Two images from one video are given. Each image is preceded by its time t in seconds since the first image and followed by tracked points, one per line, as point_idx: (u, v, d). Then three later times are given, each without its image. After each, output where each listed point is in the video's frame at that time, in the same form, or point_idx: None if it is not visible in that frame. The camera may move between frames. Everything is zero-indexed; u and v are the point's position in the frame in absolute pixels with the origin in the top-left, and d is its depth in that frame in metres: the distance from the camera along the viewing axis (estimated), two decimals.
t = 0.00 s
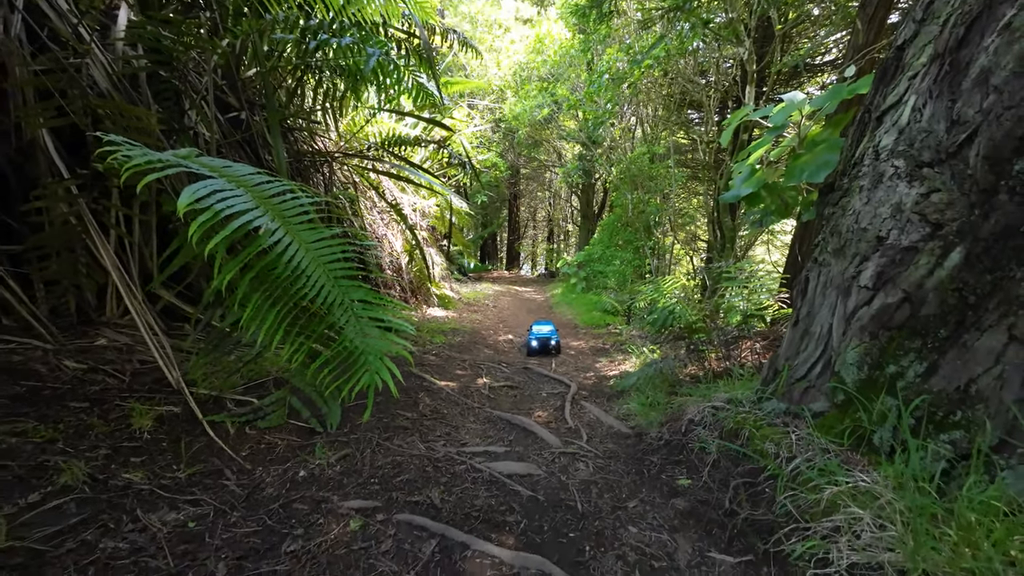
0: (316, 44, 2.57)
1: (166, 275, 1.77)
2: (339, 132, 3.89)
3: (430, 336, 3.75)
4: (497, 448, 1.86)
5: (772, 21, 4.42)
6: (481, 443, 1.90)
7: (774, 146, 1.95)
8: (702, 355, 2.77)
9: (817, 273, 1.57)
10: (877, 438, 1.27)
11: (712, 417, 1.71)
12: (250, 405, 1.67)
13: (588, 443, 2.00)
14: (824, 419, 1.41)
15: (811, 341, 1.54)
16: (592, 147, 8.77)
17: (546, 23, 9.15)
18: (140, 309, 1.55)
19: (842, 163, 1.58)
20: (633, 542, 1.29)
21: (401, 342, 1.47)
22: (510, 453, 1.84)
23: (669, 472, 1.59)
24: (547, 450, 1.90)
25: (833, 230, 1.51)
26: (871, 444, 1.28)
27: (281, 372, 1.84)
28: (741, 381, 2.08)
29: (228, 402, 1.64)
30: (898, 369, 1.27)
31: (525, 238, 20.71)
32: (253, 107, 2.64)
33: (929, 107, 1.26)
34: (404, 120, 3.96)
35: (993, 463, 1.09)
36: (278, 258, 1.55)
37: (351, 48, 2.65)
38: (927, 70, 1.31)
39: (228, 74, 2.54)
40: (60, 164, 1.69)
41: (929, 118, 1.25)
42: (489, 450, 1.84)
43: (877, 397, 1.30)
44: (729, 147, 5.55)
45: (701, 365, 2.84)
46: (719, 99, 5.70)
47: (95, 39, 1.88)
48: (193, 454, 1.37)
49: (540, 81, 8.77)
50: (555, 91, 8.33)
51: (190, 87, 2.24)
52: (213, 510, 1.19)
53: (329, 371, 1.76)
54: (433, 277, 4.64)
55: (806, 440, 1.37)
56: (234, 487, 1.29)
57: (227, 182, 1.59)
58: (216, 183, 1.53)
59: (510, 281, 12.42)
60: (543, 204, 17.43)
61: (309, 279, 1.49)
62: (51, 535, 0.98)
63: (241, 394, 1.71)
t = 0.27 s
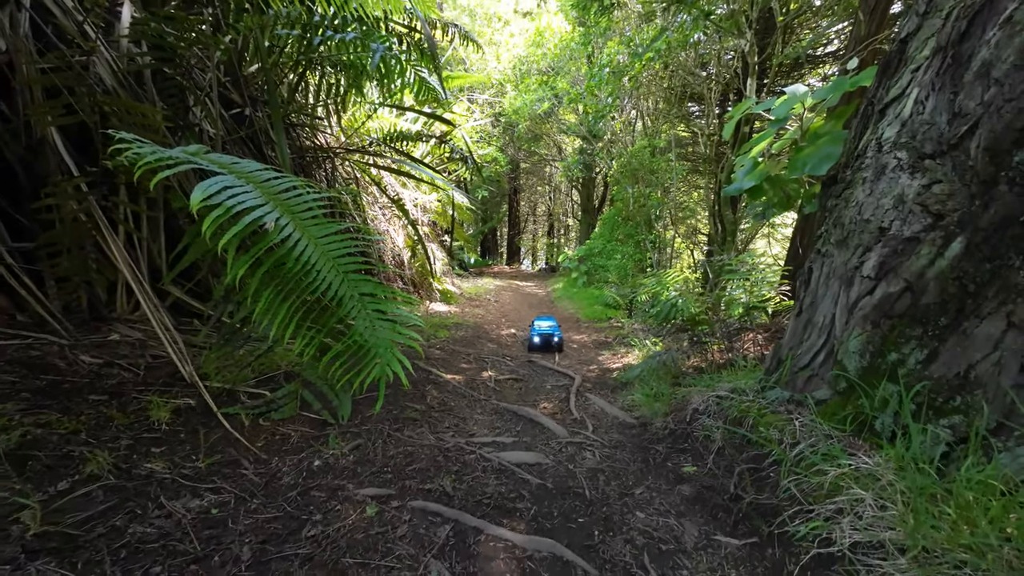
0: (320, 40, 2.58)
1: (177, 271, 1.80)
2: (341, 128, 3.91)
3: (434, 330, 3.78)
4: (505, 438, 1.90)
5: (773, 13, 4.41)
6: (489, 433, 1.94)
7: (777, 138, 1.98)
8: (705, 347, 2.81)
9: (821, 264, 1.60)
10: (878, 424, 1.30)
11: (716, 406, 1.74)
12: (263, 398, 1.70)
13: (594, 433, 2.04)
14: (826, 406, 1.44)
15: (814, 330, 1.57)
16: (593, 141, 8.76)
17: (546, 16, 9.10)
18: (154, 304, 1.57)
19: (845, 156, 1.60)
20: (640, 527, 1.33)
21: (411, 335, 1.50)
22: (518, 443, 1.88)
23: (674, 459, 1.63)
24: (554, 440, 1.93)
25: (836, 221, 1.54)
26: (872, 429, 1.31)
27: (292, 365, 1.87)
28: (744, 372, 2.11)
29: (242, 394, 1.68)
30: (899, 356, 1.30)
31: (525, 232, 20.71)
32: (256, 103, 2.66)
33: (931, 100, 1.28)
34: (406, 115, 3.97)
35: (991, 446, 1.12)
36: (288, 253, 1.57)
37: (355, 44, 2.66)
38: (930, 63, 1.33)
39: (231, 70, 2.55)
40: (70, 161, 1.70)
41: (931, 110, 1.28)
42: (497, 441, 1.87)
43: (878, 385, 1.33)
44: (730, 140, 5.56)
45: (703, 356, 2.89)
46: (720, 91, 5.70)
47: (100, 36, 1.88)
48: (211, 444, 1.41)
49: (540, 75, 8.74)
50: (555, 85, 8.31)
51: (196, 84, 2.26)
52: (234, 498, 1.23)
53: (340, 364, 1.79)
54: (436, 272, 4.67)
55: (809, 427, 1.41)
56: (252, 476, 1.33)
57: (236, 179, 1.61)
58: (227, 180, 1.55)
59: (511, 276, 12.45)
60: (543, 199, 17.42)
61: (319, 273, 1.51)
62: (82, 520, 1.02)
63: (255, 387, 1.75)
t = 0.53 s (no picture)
0: (324, 37, 2.58)
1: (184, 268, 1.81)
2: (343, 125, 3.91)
3: (438, 326, 3.80)
4: (511, 432, 1.92)
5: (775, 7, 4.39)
6: (495, 427, 1.95)
7: (780, 133, 1.97)
8: (708, 342, 2.83)
9: (826, 257, 1.61)
10: (884, 415, 1.32)
11: (720, 399, 1.76)
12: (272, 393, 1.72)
13: (599, 426, 2.06)
14: (832, 398, 1.45)
15: (819, 323, 1.58)
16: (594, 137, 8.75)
17: (546, 11, 9.06)
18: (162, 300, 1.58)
19: (850, 149, 1.61)
20: (648, 518, 1.34)
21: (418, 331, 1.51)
22: (524, 437, 1.90)
23: (680, 452, 1.65)
24: (559, 434, 1.95)
25: (842, 215, 1.54)
26: (877, 420, 1.33)
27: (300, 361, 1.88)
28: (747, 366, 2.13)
29: (251, 390, 1.69)
30: (904, 348, 1.31)
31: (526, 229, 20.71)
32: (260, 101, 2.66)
33: (938, 93, 1.29)
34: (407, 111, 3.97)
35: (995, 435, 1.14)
36: (296, 250, 1.58)
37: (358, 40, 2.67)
38: (936, 57, 1.33)
39: (235, 68, 2.55)
40: (77, 159, 1.70)
41: (938, 103, 1.28)
42: (503, 434, 1.89)
43: (884, 376, 1.34)
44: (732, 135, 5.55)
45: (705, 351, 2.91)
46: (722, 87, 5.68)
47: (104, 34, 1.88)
48: (223, 438, 1.42)
49: (540, 71, 8.72)
50: (555, 81, 8.29)
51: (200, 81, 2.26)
52: (248, 490, 1.25)
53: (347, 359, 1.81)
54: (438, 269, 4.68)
55: (815, 419, 1.42)
56: (265, 469, 1.35)
57: (243, 176, 1.62)
58: (234, 177, 1.56)
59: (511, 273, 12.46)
60: (544, 195, 17.41)
61: (326, 270, 1.52)
62: (102, 512, 1.04)
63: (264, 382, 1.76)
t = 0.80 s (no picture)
0: (326, 36, 2.58)
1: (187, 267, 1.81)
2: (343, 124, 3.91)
3: (439, 325, 3.81)
4: (513, 430, 1.93)
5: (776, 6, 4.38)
6: (497, 425, 1.96)
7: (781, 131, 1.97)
8: (709, 340, 2.84)
9: (827, 255, 1.61)
10: (884, 411, 1.33)
11: (721, 396, 1.77)
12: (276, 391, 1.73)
13: (600, 424, 2.07)
14: (833, 395, 1.46)
15: (820, 320, 1.59)
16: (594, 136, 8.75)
17: (546, 11, 9.06)
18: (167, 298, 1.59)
19: (851, 148, 1.61)
20: (650, 514, 1.35)
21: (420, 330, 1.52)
22: (526, 435, 1.91)
23: (681, 449, 1.66)
24: (561, 432, 1.96)
25: (842, 213, 1.55)
26: (878, 416, 1.34)
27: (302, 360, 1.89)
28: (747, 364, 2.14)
29: (254, 388, 1.70)
30: (904, 345, 1.32)
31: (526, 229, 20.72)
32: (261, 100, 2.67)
33: (938, 91, 1.29)
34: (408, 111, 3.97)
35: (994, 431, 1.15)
36: (299, 249, 1.59)
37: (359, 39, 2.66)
38: (937, 55, 1.34)
39: (236, 67, 2.56)
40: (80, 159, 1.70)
41: (939, 101, 1.29)
42: (505, 432, 1.90)
43: (884, 373, 1.35)
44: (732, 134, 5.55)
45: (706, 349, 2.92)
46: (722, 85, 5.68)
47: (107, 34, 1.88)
48: (228, 435, 1.43)
49: (541, 70, 8.71)
50: (556, 80, 8.29)
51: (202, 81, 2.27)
52: (253, 486, 1.26)
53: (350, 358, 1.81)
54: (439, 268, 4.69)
55: (816, 415, 1.43)
56: (270, 466, 1.36)
57: (246, 175, 1.62)
58: (237, 177, 1.57)
59: (512, 272, 12.47)
60: (544, 195, 17.40)
61: (329, 269, 1.53)
62: (109, 508, 1.05)
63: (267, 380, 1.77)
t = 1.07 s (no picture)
0: (325, 39, 2.56)
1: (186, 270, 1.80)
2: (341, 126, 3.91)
3: (438, 327, 3.80)
4: (514, 433, 1.92)
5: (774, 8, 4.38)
6: (498, 428, 1.96)
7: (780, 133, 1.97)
8: (709, 342, 2.84)
9: (827, 256, 1.61)
10: (886, 413, 1.32)
11: (722, 398, 1.76)
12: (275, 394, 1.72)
13: (601, 426, 2.06)
14: (834, 397, 1.46)
15: (821, 322, 1.59)
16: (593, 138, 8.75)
17: (545, 12, 9.05)
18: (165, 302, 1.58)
19: (851, 150, 1.61)
20: (651, 517, 1.35)
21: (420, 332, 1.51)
22: (526, 437, 1.90)
23: (682, 452, 1.65)
24: (561, 434, 1.95)
25: (843, 214, 1.55)
26: (880, 419, 1.33)
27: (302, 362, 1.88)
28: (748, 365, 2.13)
29: (253, 391, 1.69)
30: (906, 347, 1.32)
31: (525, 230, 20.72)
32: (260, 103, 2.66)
33: (938, 93, 1.29)
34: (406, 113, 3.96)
35: (996, 433, 1.14)
36: (298, 251, 1.58)
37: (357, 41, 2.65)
38: (936, 57, 1.33)
39: (234, 70, 2.55)
40: (78, 162, 1.70)
41: (939, 103, 1.28)
42: (506, 435, 1.89)
43: (885, 375, 1.35)
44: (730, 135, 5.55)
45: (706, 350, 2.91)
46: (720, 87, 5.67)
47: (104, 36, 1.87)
48: (227, 440, 1.43)
49: (539, 71, 8.71)
50: (554, 82, 8.29)
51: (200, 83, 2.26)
52: (252, 491, 1.25)
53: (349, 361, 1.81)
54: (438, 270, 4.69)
55: (818, 418, 1.43)
56: (269, 470, 1.35)
57: (245, 178, 1.61)
58: (236, 180, 1.56)
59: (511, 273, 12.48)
60: (543, 196, 17.41)
61: (328, 271, 1.52)
62: (108, 514, 1.04)
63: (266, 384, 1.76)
